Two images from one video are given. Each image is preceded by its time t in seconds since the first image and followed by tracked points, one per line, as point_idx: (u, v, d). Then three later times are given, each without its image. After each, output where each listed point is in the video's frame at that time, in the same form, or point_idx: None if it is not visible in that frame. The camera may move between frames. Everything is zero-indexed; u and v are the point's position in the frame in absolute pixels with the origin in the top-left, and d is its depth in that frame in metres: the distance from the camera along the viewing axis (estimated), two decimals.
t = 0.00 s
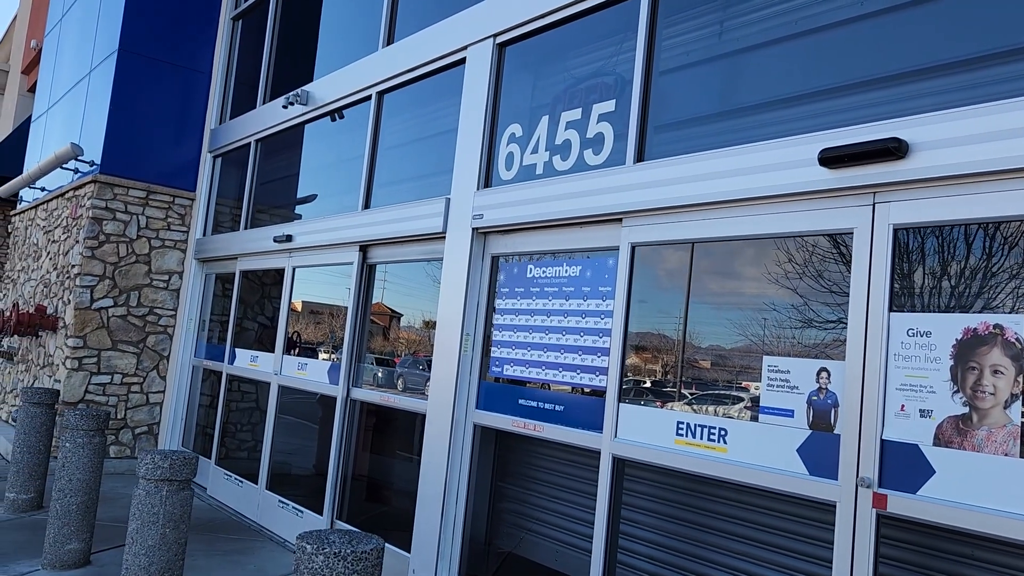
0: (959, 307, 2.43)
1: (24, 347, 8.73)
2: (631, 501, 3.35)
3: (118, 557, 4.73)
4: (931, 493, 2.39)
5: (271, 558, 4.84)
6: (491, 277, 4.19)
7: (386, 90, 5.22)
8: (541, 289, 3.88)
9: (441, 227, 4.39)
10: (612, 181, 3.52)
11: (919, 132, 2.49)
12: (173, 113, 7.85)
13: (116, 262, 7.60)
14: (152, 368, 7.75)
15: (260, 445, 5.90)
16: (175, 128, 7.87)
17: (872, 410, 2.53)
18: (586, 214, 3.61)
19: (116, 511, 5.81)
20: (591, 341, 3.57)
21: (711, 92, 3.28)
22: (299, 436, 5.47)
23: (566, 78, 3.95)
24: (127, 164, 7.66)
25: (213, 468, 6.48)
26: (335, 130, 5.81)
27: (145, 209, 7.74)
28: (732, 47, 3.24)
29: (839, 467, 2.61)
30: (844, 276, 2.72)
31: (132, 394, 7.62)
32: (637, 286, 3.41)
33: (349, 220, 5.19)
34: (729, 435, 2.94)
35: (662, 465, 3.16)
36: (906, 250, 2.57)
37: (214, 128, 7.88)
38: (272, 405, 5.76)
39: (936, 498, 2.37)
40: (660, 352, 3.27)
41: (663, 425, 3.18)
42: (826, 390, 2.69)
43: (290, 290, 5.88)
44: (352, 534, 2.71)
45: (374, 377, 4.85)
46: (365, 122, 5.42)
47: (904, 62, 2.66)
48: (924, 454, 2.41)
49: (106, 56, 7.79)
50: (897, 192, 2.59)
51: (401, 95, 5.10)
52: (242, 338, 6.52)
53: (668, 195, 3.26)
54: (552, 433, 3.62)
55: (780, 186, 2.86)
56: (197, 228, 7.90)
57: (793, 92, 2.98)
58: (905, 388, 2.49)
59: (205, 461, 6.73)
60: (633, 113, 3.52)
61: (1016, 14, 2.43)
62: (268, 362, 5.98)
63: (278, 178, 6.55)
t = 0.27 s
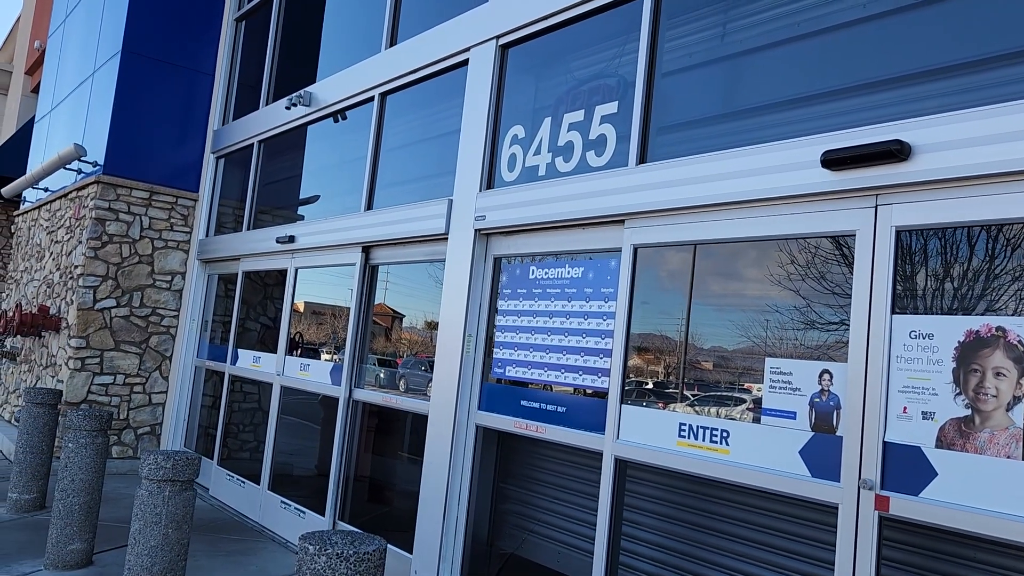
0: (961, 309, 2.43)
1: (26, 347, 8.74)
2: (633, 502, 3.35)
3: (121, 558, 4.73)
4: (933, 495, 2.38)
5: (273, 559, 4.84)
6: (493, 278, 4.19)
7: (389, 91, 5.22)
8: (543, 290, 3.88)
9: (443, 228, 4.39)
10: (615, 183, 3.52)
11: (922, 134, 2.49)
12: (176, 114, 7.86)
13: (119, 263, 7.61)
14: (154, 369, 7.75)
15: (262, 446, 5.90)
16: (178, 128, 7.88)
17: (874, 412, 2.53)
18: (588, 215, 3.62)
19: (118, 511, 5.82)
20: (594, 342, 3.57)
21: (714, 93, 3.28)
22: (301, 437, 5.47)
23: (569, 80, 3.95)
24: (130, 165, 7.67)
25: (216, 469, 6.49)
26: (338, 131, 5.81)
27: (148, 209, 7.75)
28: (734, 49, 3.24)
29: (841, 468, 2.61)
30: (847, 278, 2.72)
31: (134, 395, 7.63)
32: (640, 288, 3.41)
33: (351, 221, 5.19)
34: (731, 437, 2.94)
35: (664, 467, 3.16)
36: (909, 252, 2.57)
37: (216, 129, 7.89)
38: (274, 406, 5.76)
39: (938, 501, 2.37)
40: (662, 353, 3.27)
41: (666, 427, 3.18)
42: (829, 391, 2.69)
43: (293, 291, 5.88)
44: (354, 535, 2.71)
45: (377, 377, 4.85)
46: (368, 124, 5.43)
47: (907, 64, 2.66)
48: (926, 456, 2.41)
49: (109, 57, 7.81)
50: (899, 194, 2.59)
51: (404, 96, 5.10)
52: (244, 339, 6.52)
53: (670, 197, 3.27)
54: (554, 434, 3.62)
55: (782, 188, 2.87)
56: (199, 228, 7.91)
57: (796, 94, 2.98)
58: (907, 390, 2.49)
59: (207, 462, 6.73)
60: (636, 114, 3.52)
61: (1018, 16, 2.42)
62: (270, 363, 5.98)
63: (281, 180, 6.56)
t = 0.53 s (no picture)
0: (963, 311, 2.42)
1: (28, 348, 8.75)
2: (633, 503, 3.35)
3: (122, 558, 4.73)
4: (934, 497, 2.38)
5: (274, 560, 4.85)
6: (495, 280, 4.19)
7: (390, 93, 5.23)
8: (544, 292, 3.88)
9: (444, 229, 4.39)
10: (616, 185, 3.52)
11: (923, 136, 2.49)
12: (178, 115, 7.87)
13: (121, 264, 7.61)
14: (155, 370, 7.76)
15: (263, 447, 5.91)
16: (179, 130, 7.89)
17: (876, 413, 2.53)
18: (589, 217, 3.62)
19: (120, 512, 5.82)
20: (594, 344, 3.57)
21: (715, 95, 3.28)
22: (302, 438, 5.47)
23: (570, 82, 3.95)
24: (131, 166, 7.68)
25: (217, 470, 6.49)
26: (339, 133, 5.82)
27: (150, 211, 7.76)
28: (735, 51, 3.24)
29: (842, 470, 2.61)
30: (848, 280, 2.72)
31: (135, 396, 7.63)
32: (641, 289, 3.41)
33: (353, 222, 5.20)
34: (732, 439, 2.94)
35: (665, 468, 3.16)
36: (910, 254, 2.57)
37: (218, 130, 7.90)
38: (275, 407, 5.76)
39: (939, 502, 2.37)
40: (663, 355, 3.27)
41: (667, 428, 3.18)
42: (830, 393, 2.69)
43: (294, 293, 5.89)
44: (355, 536, 2.71)
45: (378, 379, 4.85)
46: (369, 125, 5.44)
47: (908, 66, 2.66)
48: (928, 458, 2.41)
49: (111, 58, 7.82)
50: (900, 196, 2.59)
51: (405, 98, 5.11)
52: (246, 340, 6.53)
53: (671, 198, 3.27)
54: (555, 436, 3.62)
55: (783, 189, 2.87)
56: (200, 230, 7.92)
57: (797, 96, 2.98)
58: (908, 392, 2.49)
59: (208, 463, 6.74)
60: (637, 116, 3.52)
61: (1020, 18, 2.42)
62: (271, 363, 5.99)
63: (282, 181, 6.56)
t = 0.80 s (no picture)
0: (964, 312, 2.42)
1: (29, 350, 8.75)
2: (633, 506, 3.34)
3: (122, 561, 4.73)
4: (935, 500, 2.38)
5: (275, 562, 4.84)
6: (495, 281, 4.19)
7: (391, 95, 5.23)
8: (545, 294, 3.88)
9: (444, 231, 4.40)
10: (616, 187, 3.52)
11: (923, 138, 2.49)
12: (178, 117, 7.87)
13: (121, 266, 7.61)
14: (156, 372, 7.76)
15: (263, 449, 5.91)
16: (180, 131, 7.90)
17: (876, 415, 2.53)
18: (589, 219, 3.62)
19: (120, 514, 5.82)
20: (594, 346, 3.57)
21: (714, 97, 3.29)
22: (302, 440, 5.47)
23: (570, 83, 3.95)
24: (132, 168, 7.68)
25: (217, 472, 6.49)
26: (340, 135, 5.82)
27: (150, 212, 7.76)
28: (735, 53, 3.24)
29: (843, 472, 2.61)
30: (848, 282, 2.72)
31: (135, 398, 7.63)
32: (641, 291, 3.42)
33: (353, 224, 5.20)
34: (732, 441, 2.94)
35: (665, 470, 3.16)
36: (910, 256, 2.56)
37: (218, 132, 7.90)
38: (276, 409, 5.76)
39: (940, 504, 2.36)
40: (664, 357, 3.27)
41: (667, 430, 3.18)
42: (830, 395, 2.69)
43: (294, 295, 5.89)
44: (355, 538, 2.71)
45: (378, 381, 4.85)
46: (369, 127, 5.44)
47: (908, 68, 2.66)
48: (929, 460, 2.41)
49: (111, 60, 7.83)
50: (901, 198, 2.59)
51: (405, 100, 5.11)
52: (246, 342, 6.53)
53: (672, 200, 3.27)
54: (556, 438, 3.62)
55: (784, 191, 2.87)
56: (201, 231, 7.92)
57: (797, 98, 2.98)
58: (909, 394, 2.48)
59: (208, 465, 6.74)
60: (637, 118, 3.52)
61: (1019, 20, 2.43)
62: (272, 365, 5.99)
63: (283, 183, 6.57)
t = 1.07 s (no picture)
0: (963, 315, 2.43)
1: (29, 353, 8.75)
2: (633, 509, 3.34)
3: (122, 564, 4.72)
4: (935, 502, 2.38)
5: (274, 565, 4.84)
6: (494, 284, 4.20)
7: (391, 98, 5.24)
8: (544, 296, 3.89)
9: (444, 233, 4.40)
10: (616, 190, 3.53)
11: (922, 141, 2.49)
12: (179, 120, 7.88)
13: (121, 269, 7.61)
14: (156, 374, 7.76)
15: (263, 452, 5.91)
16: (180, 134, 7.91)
17: (875, 418, 2.53)
18: (589, 221, 3.62)
19: (120, 517, 5.81)
20: (594, 348, 3.58)
21: (714, 100, 3.29)
22: (302, 443, 5.47)
23: (570, 86, 3.96)
24: (132, 170, 7.68)
25: (217, 475, 6.49)
26: (340, 137, 5.83)
27: (151, 215, 7.76)
28: (735, 55, 3.25)
29: (842, 475, 2.61)
30: (848, 284, 2.73)
31: (135, 400, 7.62)
32: (641, 293, 3.42)
33: (353, 226, 5.20)
34: (732, 444, 2.94)
35: (665, 473, 3.16)
36: (910, 258, 2.57)
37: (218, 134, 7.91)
38: (276, 412, 5.76)
39: (940, 507, 2.36)
40: (664, 359, 3.27)
41: (667, 433, 3.18)
42: (829, 398, 2.70)
43: (294, 297, 5.89)
44: (355, 541, 2.71)
45: (378, 383, 4.85)
46: (369, 130, 5.45)
47: (907, 71, 2.67)
48: (928, 463, 2.41)
49: (112, 63, 7.84)
50: (900, 201, 2.60)
51: (405, 103, 5.12)
52: (246, 344, 6.53)
53: (671, 203, 3.27)
54: (555, 440, 3.62)
55: (783, 193, 2.87)
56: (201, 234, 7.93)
57: (796, 101, 2.99)
58: (908, 396, 2.49)
59: (208, 468, 6.73)
60: (637, 121, 3.53)
61: (1018, 23, 2.43)
62: (272, 368, 5.99)
63: (283, 185, 6.57)
